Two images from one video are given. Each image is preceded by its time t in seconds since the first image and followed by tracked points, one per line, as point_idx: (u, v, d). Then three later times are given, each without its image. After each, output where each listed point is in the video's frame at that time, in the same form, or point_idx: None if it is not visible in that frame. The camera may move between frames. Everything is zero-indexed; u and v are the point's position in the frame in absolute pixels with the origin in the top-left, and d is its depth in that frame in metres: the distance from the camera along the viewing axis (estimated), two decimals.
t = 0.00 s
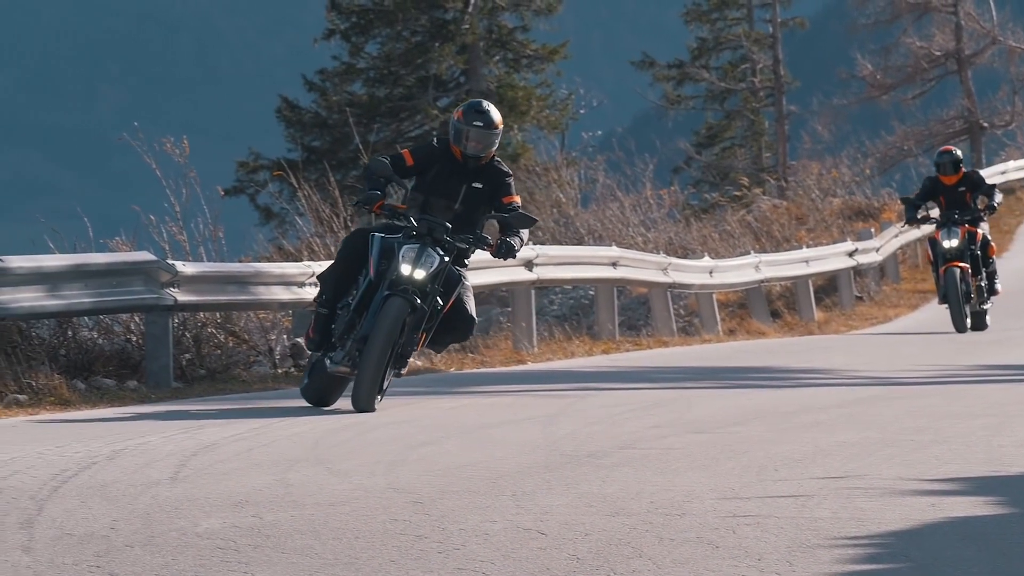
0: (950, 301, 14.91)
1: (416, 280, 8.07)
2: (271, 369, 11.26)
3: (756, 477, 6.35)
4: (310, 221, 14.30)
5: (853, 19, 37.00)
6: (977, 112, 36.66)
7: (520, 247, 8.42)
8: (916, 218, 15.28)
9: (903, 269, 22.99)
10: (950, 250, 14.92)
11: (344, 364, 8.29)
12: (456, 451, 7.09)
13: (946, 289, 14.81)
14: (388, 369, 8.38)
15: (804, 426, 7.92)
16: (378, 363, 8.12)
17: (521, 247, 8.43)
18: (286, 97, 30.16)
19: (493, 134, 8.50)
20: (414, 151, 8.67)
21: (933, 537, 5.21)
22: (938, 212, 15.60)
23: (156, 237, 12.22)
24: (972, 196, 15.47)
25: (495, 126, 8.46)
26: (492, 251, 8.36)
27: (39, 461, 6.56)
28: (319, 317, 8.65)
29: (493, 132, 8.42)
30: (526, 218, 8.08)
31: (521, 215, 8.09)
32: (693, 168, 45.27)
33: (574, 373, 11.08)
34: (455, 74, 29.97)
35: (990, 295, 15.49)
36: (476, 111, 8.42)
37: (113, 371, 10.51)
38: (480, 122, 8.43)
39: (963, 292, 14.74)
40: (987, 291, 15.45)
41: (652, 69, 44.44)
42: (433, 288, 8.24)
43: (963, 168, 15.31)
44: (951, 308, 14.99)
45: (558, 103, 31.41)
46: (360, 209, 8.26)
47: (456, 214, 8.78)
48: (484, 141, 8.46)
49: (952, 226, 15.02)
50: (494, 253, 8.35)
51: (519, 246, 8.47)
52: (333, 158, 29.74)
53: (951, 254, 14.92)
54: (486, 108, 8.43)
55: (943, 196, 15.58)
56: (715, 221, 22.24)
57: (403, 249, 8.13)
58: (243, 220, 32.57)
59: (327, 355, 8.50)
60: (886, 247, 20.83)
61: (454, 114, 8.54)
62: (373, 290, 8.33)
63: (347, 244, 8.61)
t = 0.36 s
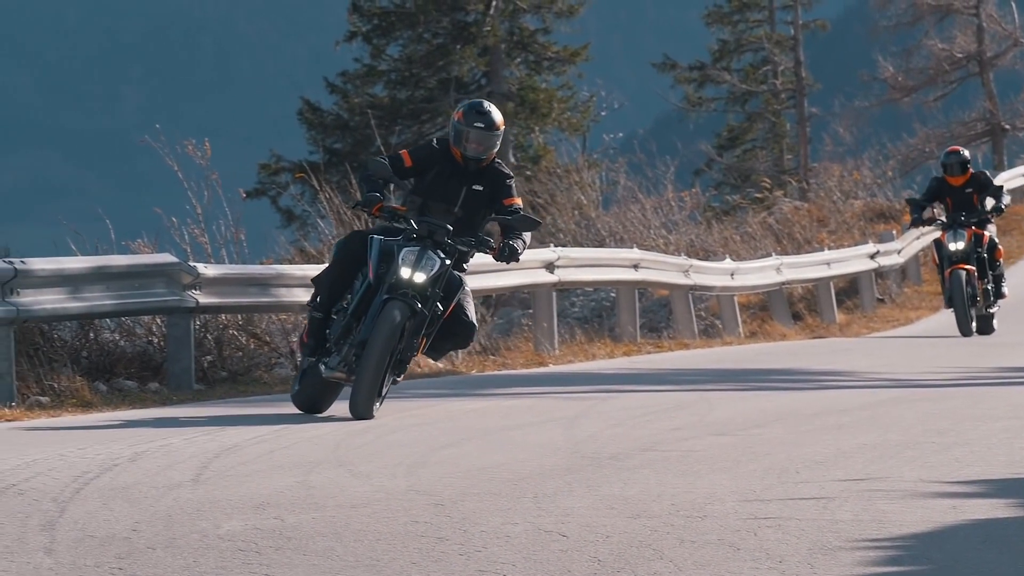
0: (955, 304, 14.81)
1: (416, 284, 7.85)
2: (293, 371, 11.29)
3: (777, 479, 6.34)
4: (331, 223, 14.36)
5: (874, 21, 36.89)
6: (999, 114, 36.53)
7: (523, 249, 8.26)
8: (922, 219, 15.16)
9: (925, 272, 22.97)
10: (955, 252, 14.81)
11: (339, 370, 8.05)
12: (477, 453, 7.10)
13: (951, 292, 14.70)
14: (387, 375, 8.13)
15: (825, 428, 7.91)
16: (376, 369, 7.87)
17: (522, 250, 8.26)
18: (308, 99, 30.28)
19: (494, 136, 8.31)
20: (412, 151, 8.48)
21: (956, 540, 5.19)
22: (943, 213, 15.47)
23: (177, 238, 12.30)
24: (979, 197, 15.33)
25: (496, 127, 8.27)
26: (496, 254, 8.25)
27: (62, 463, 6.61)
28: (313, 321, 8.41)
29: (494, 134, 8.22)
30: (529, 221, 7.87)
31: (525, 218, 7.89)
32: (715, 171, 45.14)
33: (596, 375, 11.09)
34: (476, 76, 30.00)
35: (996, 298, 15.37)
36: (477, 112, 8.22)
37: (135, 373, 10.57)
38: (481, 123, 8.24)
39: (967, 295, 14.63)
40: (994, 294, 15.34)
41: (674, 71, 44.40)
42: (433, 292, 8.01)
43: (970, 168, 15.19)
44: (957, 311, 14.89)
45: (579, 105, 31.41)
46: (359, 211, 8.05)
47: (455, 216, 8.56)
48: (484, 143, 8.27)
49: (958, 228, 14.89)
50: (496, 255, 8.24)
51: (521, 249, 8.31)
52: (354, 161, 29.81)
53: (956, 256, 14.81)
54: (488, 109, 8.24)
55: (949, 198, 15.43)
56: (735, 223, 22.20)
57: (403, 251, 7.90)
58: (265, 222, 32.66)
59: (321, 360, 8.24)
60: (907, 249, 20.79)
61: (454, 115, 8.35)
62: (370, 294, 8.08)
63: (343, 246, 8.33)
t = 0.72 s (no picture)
0: (954, 307, 14.52)
1: (411, 288, 7.67)
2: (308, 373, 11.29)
3: (793, 481, 6.33)
4: (347, 225, 14.40)
5: (890, 23, 36.83)
6: (1015, 116, 36.43)
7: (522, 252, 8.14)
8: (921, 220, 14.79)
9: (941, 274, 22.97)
10: (955, 255, 14.45)
11: (330, 374, 7.84)
12: (494, 455, 7.12)
13: (950, 296, 14.40)
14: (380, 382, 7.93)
15: (842, 431, 7.90)
16: (370, 375, 7.69)
17: (521, 254, 8.10)
18: (324, 101, 30.39)
19: (490, 137, 8.11)
20: (407, 152, 8.28)
21: (972, 542, 5.18)
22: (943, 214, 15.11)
23: (194, 241, 12.33)
24: (980, 199, 14.99)
25: (493, 128, 8.07)
26: (494, 259, 8.02)
27: (79, 465, 6.64)
28: (303, 324, 8.21)
29: (490, 134, 8.02)
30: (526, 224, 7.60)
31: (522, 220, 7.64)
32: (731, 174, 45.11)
33: (611, 377, 11.09)
34: (493, 78, 30.04)
35: (995, 301, 15.09)
36: (473, 111, 8.03)
37: (152, 375, 10.60)
38: (477, 123, 8.04)
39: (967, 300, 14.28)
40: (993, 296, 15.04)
41: (690, 74, 44.42)
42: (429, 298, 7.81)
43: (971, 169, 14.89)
44: (955, 314, 14.59)
45: (595, 107, 31.43)
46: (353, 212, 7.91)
47: (451, 219, 8.33)
48: (481, 144, 8.07)
49: (958, 230, 14.52)
50: (494, 260, 8.02)
51: (520, 253, 8.15)
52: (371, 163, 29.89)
53: (956, 259, 14.43)
54: (484, 109, 8.05)
55: (949, 198, 15.10)
56: (751, 225, 22.18)
57: (399, 255, 7.72)
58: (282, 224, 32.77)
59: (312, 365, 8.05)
60: (924, 251, 20.75)
61: (450, 115, 8.14)
62: (364, 298, 7.88)
63: (335, 248, 8.09)
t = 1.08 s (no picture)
0: (951, 312, 14.32)
1: (407, 292, 7.43)
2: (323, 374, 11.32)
3: (809, 483, 6.33)
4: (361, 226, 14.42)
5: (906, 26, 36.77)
6: None
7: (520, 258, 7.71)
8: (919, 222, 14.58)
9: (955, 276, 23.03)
10: (953, 258, 14.30)
11: (321, 382, 7.59)
12: (509, 457, 7.12)
13: (948, 299, 14.21)
14: (375, 388, 7.67)
15: (858, 432, 7.89)
16: (365, 380, 7.43)
17: (520, 258, 7.72)
18: (340, 103, 30.48)
19: (487, 137, 7.88)
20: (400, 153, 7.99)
21: (988, 543, 5.18)
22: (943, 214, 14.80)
23: (210, 243, 12.34)
24: (980, 199, 14.61)
25: (489, 128, 7.84)
26: (491, 262, 7.70)
27: (95, 467, 6.67)
28: (294, 330, 7.97)
29: (487, 134, 7.80)
30: (523, 227, 7.29)
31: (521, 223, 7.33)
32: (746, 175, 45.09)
33: (626, 379, 11.09)
34: (508, 80, 30.11)
35: (995, 305, 14.88)
36: (469, 111, 7.80)
37: (167, 377, 10.63)
38: (473, 124, 7.81)
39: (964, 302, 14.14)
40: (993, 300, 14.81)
41: (706, 75, 44.42)
42: (425, 302, 7.57)
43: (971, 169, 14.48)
44: (953, 319, 14.37)
45: (611, 109, 31.46)
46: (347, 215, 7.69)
47: (446, 222, 8.04)
48: (476, 145, 7.86)
49: (956, 233, 14.37)
50: (492, 263, 7.70)
51: (518, 257, 7.77)
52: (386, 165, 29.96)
53: (954, 261, 14.29)
54: (481, 109, 7.82)
55: (949, 198, 14.76)
56: (767, 227, 22.16)
57: (395, 257, 7.48)
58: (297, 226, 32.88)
59: (302, 370, 7.80)
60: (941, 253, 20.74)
61: (446, 115, 7.90)
62: (358, 302, 7.65)
63: (326, 251, 7.89)
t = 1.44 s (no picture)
0: (946, 315, 14.09)
1: (403, 295, 7.18)
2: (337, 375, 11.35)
3: (823, 484, 6.32)
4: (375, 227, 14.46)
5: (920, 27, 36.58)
6: None
7: (519, 261, 7.53)
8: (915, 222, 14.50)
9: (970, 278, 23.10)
10: (949, 260, 14.15)
11: (312, 387, 7.31)
12: (523, 458, 7.13)
13: (943, 301, 13.98)
14: (369, 394, 7.42)
15: (872, 434, 7.88)
16: (360, 387, 7.18)
17: (518, 262, 7.54)
18: (354, 104, 30.55)
19: (483, 138, 7.58)
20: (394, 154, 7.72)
21: (1001, 545, 5.16)
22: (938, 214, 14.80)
23: (223, 244, 12.36)
24: (977, 199, 14.62)
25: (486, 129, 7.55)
26: (489, 267, 7.48)
27: (108, 468, 6.70)
28: (283, 333, 7.73)
29: (483, 135, 7.51)
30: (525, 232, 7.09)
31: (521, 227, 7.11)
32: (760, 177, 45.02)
33: (641, 381, 11.08)
34: (522, 81, 30.16)
35: (991, 308, 14.67)
36: (465, 112, 7.53)
37: (181, 378, 10.67)
38: (469, 124, 7.52)
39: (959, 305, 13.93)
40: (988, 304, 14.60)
41: (720, 77, 44.33)
42: (421, 306, 7.33)
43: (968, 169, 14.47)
44: (947, 321, 14.15)
45: (625, 110, 31.41)
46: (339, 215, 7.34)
47: (441, 225, 7.77)
48: (473, 146, 7.55)
49: (953, 234, 14.27)
50: (489, 268, 7.48)
51: (516, 261, 7.58)
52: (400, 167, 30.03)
53: (950, 264, 14.13)
54: (477, 110, 7.54)
55: (945, 197, 14.74)
56: (782, 229, 22.13)
57: (391, 260, 7.20)
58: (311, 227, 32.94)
59: (291, 375, 7.51)
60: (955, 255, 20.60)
61: (440, 115, 7.61)
62: (351, 306, 7.37)
63: (316, 253, 7.60)
